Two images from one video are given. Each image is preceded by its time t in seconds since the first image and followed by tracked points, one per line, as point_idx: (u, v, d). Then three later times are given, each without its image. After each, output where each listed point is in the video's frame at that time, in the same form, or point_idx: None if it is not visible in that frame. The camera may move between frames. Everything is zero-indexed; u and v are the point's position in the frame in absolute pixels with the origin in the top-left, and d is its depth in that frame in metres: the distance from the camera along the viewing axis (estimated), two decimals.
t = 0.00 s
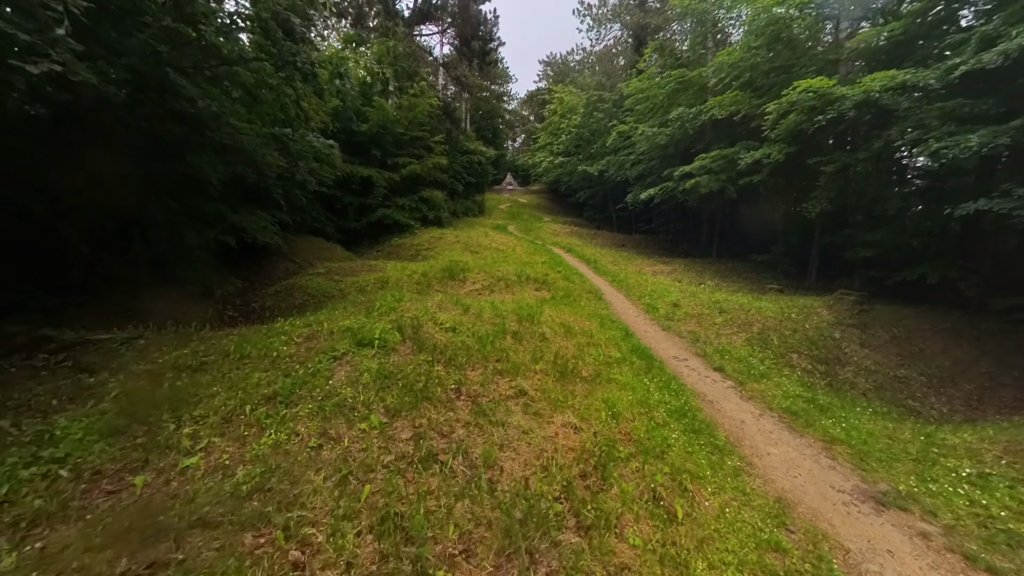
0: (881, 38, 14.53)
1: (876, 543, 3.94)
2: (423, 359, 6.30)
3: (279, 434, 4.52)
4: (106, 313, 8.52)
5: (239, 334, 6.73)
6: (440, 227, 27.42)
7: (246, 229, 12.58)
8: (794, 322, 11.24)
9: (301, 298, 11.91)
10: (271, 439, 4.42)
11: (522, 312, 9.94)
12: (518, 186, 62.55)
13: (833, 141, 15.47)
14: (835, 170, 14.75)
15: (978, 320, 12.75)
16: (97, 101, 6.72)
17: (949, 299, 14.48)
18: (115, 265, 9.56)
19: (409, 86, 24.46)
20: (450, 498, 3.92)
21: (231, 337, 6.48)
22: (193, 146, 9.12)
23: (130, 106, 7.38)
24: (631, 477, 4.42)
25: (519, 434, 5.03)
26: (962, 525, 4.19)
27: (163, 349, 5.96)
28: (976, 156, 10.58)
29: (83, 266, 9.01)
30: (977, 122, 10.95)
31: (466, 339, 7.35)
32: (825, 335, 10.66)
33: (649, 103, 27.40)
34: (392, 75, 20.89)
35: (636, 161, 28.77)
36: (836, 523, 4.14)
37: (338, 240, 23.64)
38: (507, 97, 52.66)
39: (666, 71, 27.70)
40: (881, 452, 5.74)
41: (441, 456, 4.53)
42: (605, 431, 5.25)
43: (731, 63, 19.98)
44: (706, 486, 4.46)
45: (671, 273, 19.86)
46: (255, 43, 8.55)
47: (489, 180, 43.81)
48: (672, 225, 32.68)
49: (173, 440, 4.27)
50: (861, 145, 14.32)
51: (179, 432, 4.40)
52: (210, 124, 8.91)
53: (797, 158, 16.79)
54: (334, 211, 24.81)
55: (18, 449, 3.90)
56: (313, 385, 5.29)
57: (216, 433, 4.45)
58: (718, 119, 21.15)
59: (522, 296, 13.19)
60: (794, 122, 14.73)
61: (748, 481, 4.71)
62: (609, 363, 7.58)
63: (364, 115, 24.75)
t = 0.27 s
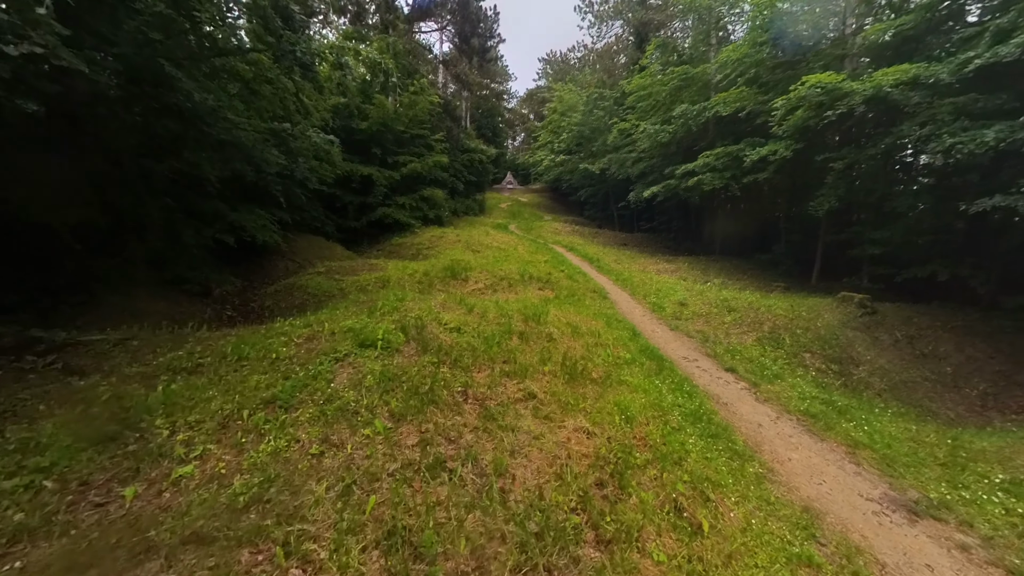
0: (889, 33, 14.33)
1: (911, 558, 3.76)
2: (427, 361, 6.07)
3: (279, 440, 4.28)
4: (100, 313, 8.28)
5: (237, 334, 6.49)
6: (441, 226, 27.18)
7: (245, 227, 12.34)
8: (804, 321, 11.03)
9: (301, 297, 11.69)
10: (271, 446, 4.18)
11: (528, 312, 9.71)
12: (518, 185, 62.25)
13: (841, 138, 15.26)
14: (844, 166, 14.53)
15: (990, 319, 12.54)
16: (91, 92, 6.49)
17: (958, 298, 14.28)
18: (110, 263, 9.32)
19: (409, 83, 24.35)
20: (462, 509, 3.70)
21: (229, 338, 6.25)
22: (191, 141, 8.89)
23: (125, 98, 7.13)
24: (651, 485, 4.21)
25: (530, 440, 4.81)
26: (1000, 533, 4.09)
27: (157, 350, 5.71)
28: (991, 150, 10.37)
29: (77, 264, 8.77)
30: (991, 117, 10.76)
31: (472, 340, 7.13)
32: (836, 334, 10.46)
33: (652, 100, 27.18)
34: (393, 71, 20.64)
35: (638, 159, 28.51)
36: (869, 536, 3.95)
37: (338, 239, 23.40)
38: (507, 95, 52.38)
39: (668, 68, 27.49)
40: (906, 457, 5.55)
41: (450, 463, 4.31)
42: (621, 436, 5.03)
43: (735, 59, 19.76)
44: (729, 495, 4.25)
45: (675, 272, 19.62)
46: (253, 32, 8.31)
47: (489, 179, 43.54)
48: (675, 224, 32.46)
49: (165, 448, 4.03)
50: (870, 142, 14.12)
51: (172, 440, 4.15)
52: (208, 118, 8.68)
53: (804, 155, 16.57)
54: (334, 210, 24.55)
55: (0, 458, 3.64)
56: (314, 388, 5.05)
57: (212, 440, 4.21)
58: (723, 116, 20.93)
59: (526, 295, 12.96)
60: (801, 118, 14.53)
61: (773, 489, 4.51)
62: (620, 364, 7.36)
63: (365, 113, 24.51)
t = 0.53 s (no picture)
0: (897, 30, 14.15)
1: None
2: (432, 366, 5.89)
3: (279, 452, 4.08)
4: (96, 316, 8.08)
5: (235, 339, 6.28)
6: (442, 225, 26.97)
7: (244, 227, 12.13)
8: (813, 322, 10.86)
9: (301, 299, 11.50)
10: (271, 459, 3.98)
11: (532, 313, 9.52)
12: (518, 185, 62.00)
13: (848, 136, 15.06)
14: (852, 165, 14.33)
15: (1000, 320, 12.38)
16: (85, 89, 6.29)
17: (967, 299, 14.12)
18: (106, 265, 9.12)
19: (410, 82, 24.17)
20: (473, 527, 3.52)
21: (227, 343, 6.04)
22: (189, 140, 8.68)
23: (121, 95, 6.93)
24: (670, 500, 4.04)
25: (541, 450, 4.63)
26: None
27: (153, 356, 5.50)
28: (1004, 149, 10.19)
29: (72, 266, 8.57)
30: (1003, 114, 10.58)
31: (478, 344, 6.94)
32: (846, 336, 10.29)
33: (654, 99, 26.97)
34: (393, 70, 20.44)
35: (640, 158, 28.28)
36: (899, 552, 3.85)
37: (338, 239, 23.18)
38: (507, 94, 52.18)
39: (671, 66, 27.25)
40: (928, 466, 5.35)
41: (459, 476, 4.13)
42: (635, 445, 4.86)
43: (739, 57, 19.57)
44: (751, 509, 4.08)
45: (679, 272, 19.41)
46: (252, 27, 8.10)
47: (489, 178, 43.31)
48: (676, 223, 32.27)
49: (160, 461, 3.83)
50: (878, 140, 13.93)
51: (167, 453, 3.95)
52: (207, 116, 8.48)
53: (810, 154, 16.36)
54: (334, 209, 24.32)
55: None
56: (316, 396, 4.85)
57: (209, 452, 4.01)
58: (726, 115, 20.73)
59: (530, 296, 12.77)
60: (809, 116, 14.33)
61: (795, 500, 4.38)
62: (629, 369, 7.17)
63: (365, 112, 24.30)
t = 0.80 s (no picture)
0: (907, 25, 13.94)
1: None
2: (439, 368, 5.72)
3: (283, 459, 3.91)
4: (93, 317, 7.92)
5: (235, 340, 6.10)
6: (443, 224, 26.77)
7: (244, 226, 11.95)
8: (822, 322, 10.70)
9: (302, 299, 11.34)
10: (275, 467, 3.80)
11: (538, 314, 9.35)
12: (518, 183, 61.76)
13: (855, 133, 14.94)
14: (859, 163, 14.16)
15: (1010, 320, 12.20)
16: (81, 85, 6.12)
17: (975, 298, 13.96)
18: (103, 265, 8.95)
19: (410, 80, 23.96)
20: (488, 541, 3.37)
21: (227, 345, 5.87)
22: (187, 137, 8.50)
23: (118, 91, 6.75)
24: (691, 509, 3.90)
25: (554, 456, 4.47)
26: None
27: (150, 359, 5.32)
28: (1017, 145, 10.02)
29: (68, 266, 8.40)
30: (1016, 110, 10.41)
31: (484, 345, 6.77)
32: (857, 337, 10.11)
33: (656, 97, 26.78)
34: (394, 67, 20.22)
35: (642, 156, 28.07)
36: (934, 564, 3.70)
37: (339, 239, 22.99)
38: (507, 93, 51.95)
39: (673, 63, 27.03)
40: (951, 472, 5.20)
41: (470, 484, 3.96)
42: (651, 450, 4.69)
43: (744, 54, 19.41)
44: (776, 518, 3.93)
45: (683, 272, 19.23)
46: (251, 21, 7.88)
47: (490, 177, 43.10)
48: (679, 222, 32.09)
49: (158, 470, 3.66)
50: (887, 138, 13.76)
51: (165, 461, 3.78)
52: (206, 113, 8.30)
53: (816, 152, 16.17)
54: (334, 208, 24.11)
55: None
56: (320, 401, 4.67)
57: (208, 460, 3.84)
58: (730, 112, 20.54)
59: (534, 296, 12.60)
60: (815, 113, 14.17)
61: (821, 510, 4.21)
62: (640, 370, 7.00)
63: (365, 110, 24.09)
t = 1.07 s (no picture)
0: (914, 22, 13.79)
1: None
2: (447, 372, 5.56)
3: (288, 470, 3.75)
4: (91, 319, 7.76)
5: (236, 344, 5.93)
6: (444, 224, 26.60)
7: (244, 226, 11.78)
8: (832, 323, 10.54)
9: (303, 299, 11.20)
10: (279, 479, 3.64)
11: (544, 314, 9.19)
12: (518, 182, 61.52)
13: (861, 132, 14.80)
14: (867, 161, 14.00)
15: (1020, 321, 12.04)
16: (80, 81, 5.96)
17: (984, 298, 13.80)
18: (101, 265, 8.80)
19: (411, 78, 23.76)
20: (503, 558, 3.23)
21: (229, 348, 5.70)
22: (187, 135, 8.34)
23: (117, 88, 6.59)
24: (714, 522, 3.75)
25: (569, 465, 4.32)
26: None
27: (149, 364, 5.15)
28: None
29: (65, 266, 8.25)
30: None
31: (492, 348, 6.61)
32: (868, 338, 9.94)
33: (658, 95, 26.60)
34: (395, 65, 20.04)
35: (644, 155, 27.87)
36: None
37: (339, 238, 22.81)
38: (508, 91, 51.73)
39: (676, 61, 26.84)
40: (975, 479, 5.04)
41: (483, 495, 3.81)
42: (668, 458, 4.55)
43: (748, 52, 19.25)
44: (802, 531, 3.78)
45: (687, 272, 19.06)
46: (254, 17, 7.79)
47: (491, 176, 42.91)
48: (682, 221, 31.91)
49: (157, 482, 3.50)
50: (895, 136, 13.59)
51: (165, 472, 3.62)
52: (207, 111, 8.14)
53: (822, 150, 16.01)
54: (335, 208, 23.93)
55: None
56: (325, 407, 4.50)
57: (210, 471, 3.67)
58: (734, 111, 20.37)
59: (539, 296, 12.44)
60: (822, 111, 14.00)
61: (847, 521, 4.07)
62: (651, 374, 6.84)
63: (366, 108, 23.90)
